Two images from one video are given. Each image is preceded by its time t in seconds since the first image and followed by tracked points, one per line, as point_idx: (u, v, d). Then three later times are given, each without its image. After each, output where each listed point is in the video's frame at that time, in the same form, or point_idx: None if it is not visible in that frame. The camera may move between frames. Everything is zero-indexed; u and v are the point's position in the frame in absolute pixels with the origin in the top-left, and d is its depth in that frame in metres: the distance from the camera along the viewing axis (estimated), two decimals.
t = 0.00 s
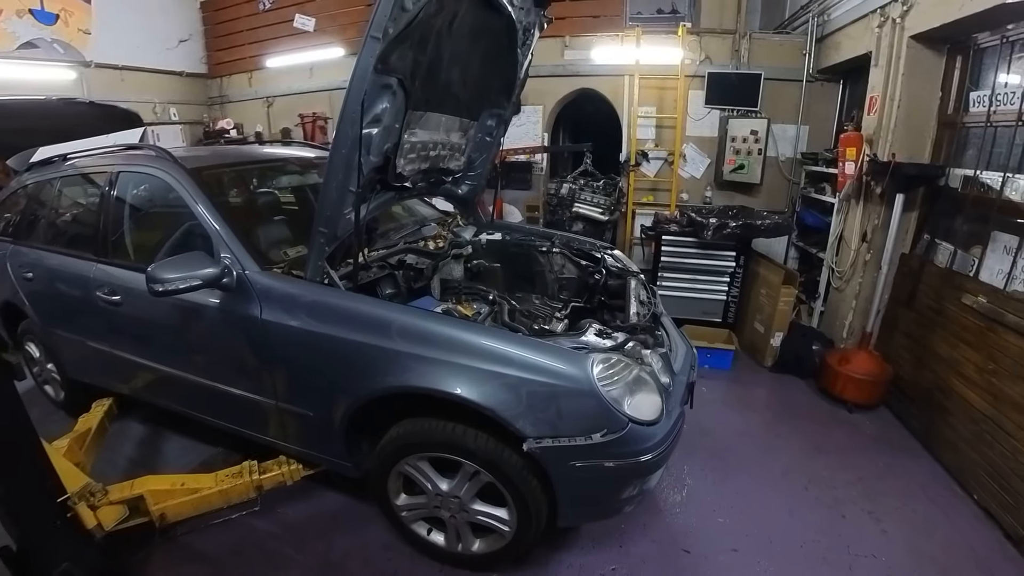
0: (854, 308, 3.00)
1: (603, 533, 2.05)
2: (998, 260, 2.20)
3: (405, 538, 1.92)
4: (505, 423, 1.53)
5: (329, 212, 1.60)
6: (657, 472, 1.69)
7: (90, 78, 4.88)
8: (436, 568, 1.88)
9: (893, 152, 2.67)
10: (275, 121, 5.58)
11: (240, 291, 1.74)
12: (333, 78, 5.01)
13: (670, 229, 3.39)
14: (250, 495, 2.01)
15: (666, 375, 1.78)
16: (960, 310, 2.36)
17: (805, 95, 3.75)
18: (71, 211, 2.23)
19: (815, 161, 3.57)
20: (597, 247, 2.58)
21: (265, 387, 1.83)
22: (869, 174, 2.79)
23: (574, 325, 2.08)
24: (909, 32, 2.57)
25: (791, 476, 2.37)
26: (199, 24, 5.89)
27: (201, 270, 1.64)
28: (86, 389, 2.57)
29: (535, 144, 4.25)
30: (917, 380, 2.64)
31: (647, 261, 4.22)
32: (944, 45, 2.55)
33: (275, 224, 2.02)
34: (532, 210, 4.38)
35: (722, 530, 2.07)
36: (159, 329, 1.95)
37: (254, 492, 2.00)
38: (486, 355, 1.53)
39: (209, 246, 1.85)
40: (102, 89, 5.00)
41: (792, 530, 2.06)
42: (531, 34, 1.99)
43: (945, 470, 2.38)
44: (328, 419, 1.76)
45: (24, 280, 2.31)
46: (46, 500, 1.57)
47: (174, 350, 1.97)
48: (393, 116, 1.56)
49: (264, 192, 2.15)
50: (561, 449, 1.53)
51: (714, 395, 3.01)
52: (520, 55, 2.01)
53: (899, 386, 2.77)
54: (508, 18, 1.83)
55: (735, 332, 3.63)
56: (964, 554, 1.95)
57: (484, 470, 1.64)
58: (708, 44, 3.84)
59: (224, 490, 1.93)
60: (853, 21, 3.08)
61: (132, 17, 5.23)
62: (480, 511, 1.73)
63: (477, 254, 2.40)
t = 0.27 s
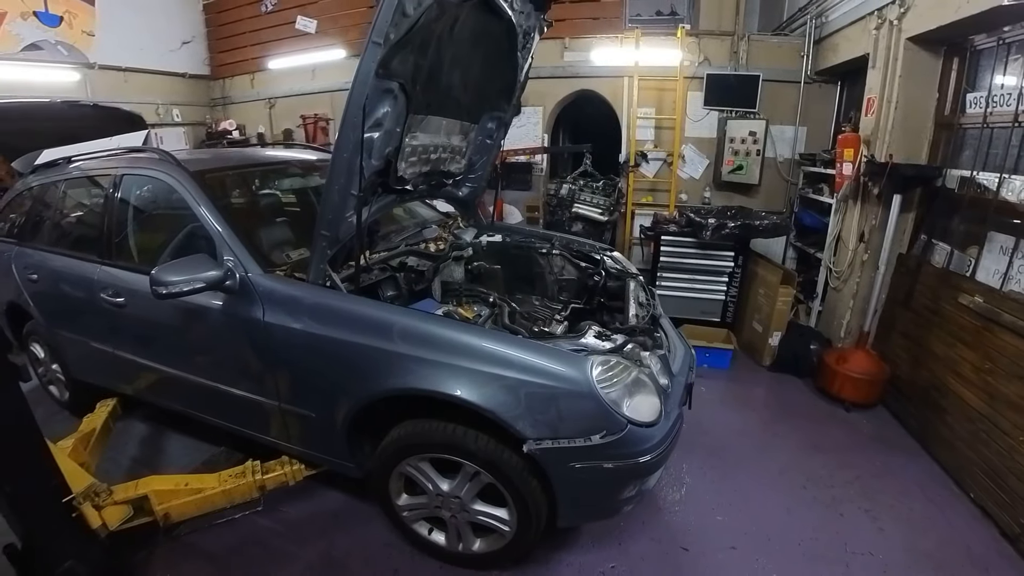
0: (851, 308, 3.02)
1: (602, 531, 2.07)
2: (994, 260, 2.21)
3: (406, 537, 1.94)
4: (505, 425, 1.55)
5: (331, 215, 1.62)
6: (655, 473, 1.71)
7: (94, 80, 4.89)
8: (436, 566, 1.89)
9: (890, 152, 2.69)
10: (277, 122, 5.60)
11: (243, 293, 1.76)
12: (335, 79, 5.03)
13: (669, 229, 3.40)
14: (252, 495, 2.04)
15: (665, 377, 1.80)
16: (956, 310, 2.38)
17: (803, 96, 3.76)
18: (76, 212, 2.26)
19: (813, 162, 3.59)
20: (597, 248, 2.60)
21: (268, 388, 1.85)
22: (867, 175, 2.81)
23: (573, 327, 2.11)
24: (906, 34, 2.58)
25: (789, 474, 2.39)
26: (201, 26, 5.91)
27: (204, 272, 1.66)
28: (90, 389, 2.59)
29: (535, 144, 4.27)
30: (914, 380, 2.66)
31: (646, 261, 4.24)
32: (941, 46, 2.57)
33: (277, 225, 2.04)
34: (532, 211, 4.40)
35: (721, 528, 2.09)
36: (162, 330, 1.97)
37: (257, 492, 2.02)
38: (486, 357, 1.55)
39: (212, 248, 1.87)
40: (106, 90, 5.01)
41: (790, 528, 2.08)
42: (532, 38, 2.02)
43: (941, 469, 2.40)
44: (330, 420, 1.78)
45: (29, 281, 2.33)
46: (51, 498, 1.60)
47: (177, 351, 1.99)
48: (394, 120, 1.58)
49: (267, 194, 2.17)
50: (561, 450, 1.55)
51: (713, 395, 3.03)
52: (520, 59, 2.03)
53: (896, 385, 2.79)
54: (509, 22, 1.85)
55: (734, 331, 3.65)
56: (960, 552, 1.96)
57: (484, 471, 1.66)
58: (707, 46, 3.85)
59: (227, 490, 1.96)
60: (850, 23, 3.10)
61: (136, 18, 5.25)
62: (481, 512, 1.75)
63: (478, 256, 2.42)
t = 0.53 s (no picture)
0: (849, 307, 3.04)
1: (601, 529, 2.09)
2: (990, 261, 2.23)
3: (407, 535, 1.96)
4: (505, 426, 1.57)
5: (333, 219, 1.64)
6: (654, 474, 1.73)
7: (98, 81, 4.91)
8: (437, 564, 1.91)
9: (888, 153, 2.71)
10: (279, 123, 5.62)
11: (246, 295, 1.78)
12: (336, 81, 5.04)
13: (668, 230, 3.42)
14: (256, 495, 2.07)
15: (663, 378, 1.82)
16: (953, 310, 2.40)
17: (802, 97, 3.78)
18: (80, 214, 2.28)
19: (811, 163, 3.61)
20: (596, 250, 2.62)
21: (270, 390, 1.87)
22: (864, 176, 2.82)
23: (572, 328, 2.14)
24: (903, 35, 2.60)
25: (787, 473, 2.41)
26: (204, 28, 5.93)
27: (208, 275, 1.68)
28: (94, 389, 2.61)
29: (535, 145, 4.28)
30: (911, 379, 2.67)
31: (645, 262, 4.26)
32: (938, 48, 2.58)
33: (279, 227, 2.06)
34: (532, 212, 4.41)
35: (719, 527, 2.11)
36: (165, 331, 1.99)
37: (259, 492, 2.05)
38: (486, 359, 1.57)
39: (214, 250, 1.89)
40: (109, 92, 5.03)
41: (788, 527, 2.10)
42: (532, 42, 2.04)
43: (938, 467, 2.42)
44: (332, 421, 1.80)
45: (33, 282, 2.35)
46: (57, 496, 1.62)
47: (180, 352, 2.01)
48: (396, 124, 1.60)
49: (269, 195, 2.19)
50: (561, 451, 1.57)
51: (711, 394, 3.05)
52: (520, 62, 2.05)
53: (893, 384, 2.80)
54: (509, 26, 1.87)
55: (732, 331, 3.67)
56: (956, 550, 1.98)
57: (484, 471, 1.68)
58: (705, 48, 3.87)
59: (231, 490, 1.99)
60: (848, 25, 3.12)
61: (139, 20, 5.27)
62: (481, 512, 1.77)
63: (479, 257, 2.44)
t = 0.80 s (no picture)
0: (847, 307, 3.06)
1: (600, 528, 2.11)
2: (987, 261, 2.25)
3: (408, 534, 1.98)
4: (505, 427, 1.58)
5: (335, 222, 1.66)
6: (653, 475, 1.75)
7: (101, 83, 4.92)
8: (437, 562, 1.93)
9: (885, 154, 2.73)
10: (281, 124, 5.64)
11: (249, 297, 1.80)
12: (338, 82, 5.06)
13: (667, 230, 3.44)
14: (259, 495, 2.09)
15: (662, 380, 1.84)
16: (949, 309, 2.42)
17: (799, 99, 3.79)
18: (85, 215, 2.29)
19: (809, 163, 3.63)
20: (595, 252, 2.64)
21: (272, 391, 1.89)
22: (862, 177, 2.84)
23: (572, 330, 2.15)
24: (900, 37, 2.62)
25: (785, 471, 2.43)
26: (206, 29, 5.95)
27: (211, 278, 1.71)
28: (97, 389, 2.63)
29: (535, 146, 4.30)
30: (908, 378, 2.69)
31: (644, 262, 4.28)
32: (935, 50, 2.60)
33: (281, 228, 2.09)
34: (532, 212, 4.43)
35: (718, 524, 2.13)
36: (168, 332, 2.01)
37: (262, 492, 2.07)
38: (487, 361, 1.59)
39: (217, 252, 1.91)
40: (113, 93, 5.04)
41: (786, 525, 2.12)
42: (532, 45, 2.06)
43: (935, 466, 2.44)
44: (334, 422, 1.82)
45: (38, 284, 2.37)
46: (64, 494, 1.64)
47: (183, 352, 2.03)
48: (397, 128, 1.63)
49: (272, 197, 2.22)
50: (560, 453, 1.59)
51: (710, 392, 3.07)
52: (520, 65, 2.08)
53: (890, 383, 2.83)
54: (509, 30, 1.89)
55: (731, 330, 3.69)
56: (953, 548, 2.00)
57: (485, 472, 1.70)
58: (704, 49, 3.89)
59: (234, 490, 2.00)
60: (846, 27, 3.13)
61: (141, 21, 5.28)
62: (481, 512, 1.79)
63: (479, 259, 2.46)
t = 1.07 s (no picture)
0: (844, 307, 3.08)
1: (599, 526, 2.13)
2: (983, 261, 2.27)
3: (409, 533, 2.00)
4: (506, 429, 1.60)
5: (337, 225, 1.68)
6: (652, 476, 1.78)
7: (105, 84, 4.94)
8: (438, 559, 1.95)
9: (882, 155, 2.75)
10: (283, 125, 5.66)
11: (252, 299, 1.82)
12: (339, 83, 5.09)
13: (666, 230, 3.46)
14: (262, 495, 2.10)
15: (661, 381, 1.86)
16: (946, 309, 2.44)
17: (798, 100, 3.81)
18: (90, 217, 2.31)
19: (806, 164, 3.64)
20: (595, 253, 2.66)
21: (275, 391, 1.91)
22: (859, 178, 2.86)
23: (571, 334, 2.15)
24: (898, 39, 2.63)
25: (783, 469, 2.45)
26: (209, 31, 5.97)
27: (215, 280, 1.73)
28: (102, 390, 2.66)
29: (535, 147, 4.31)
30: (905, 377, 2.71)
31: (643, 262, 4.29)
32: (932, 51, 2.62)
33: (284, 230, 2.11)
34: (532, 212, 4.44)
35: (717, 522, 2.15)
36: (171, 332, 2.03)
37: (266, 492, 2.09)
38: (487, 363, 1.61)
39: (220, 254, 1.93)
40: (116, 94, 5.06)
41: (784, 523, 2.14)
42: (532, 49, 2.08)
43: (932, 464, 2.46)
44: (336, 423, 1.84)
45: (43, 286, 2.40)
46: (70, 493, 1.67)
47: (186, 353, 2.05)
48: (398, 132, 1.65)
49: (274, 199, 2.24)
50: (560, 454, 1.60)
51: (709, 392, 3.09)
52: (521, 69, 2.10)
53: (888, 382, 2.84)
54: (509, 33, 1.91)
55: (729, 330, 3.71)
56: (949, 545, 2.02)
57: (485, 472, 1.72)
58: (703, 51, 3.91)
59: (237, 490, 2.02)
60: (843, 29, 3.15)
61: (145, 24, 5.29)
62: (482, 512, 1.81)
63: (479, 261, 2.48)
